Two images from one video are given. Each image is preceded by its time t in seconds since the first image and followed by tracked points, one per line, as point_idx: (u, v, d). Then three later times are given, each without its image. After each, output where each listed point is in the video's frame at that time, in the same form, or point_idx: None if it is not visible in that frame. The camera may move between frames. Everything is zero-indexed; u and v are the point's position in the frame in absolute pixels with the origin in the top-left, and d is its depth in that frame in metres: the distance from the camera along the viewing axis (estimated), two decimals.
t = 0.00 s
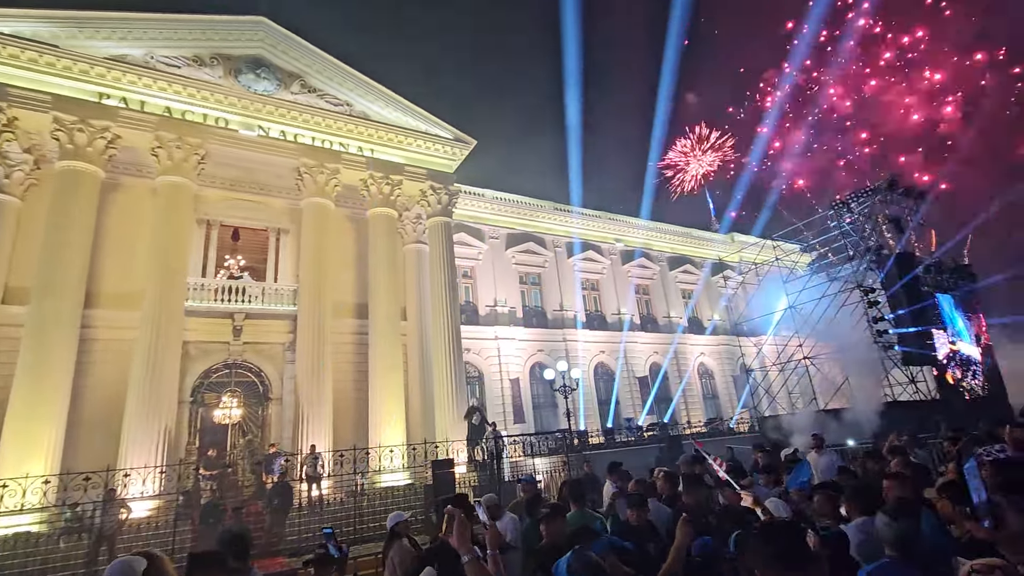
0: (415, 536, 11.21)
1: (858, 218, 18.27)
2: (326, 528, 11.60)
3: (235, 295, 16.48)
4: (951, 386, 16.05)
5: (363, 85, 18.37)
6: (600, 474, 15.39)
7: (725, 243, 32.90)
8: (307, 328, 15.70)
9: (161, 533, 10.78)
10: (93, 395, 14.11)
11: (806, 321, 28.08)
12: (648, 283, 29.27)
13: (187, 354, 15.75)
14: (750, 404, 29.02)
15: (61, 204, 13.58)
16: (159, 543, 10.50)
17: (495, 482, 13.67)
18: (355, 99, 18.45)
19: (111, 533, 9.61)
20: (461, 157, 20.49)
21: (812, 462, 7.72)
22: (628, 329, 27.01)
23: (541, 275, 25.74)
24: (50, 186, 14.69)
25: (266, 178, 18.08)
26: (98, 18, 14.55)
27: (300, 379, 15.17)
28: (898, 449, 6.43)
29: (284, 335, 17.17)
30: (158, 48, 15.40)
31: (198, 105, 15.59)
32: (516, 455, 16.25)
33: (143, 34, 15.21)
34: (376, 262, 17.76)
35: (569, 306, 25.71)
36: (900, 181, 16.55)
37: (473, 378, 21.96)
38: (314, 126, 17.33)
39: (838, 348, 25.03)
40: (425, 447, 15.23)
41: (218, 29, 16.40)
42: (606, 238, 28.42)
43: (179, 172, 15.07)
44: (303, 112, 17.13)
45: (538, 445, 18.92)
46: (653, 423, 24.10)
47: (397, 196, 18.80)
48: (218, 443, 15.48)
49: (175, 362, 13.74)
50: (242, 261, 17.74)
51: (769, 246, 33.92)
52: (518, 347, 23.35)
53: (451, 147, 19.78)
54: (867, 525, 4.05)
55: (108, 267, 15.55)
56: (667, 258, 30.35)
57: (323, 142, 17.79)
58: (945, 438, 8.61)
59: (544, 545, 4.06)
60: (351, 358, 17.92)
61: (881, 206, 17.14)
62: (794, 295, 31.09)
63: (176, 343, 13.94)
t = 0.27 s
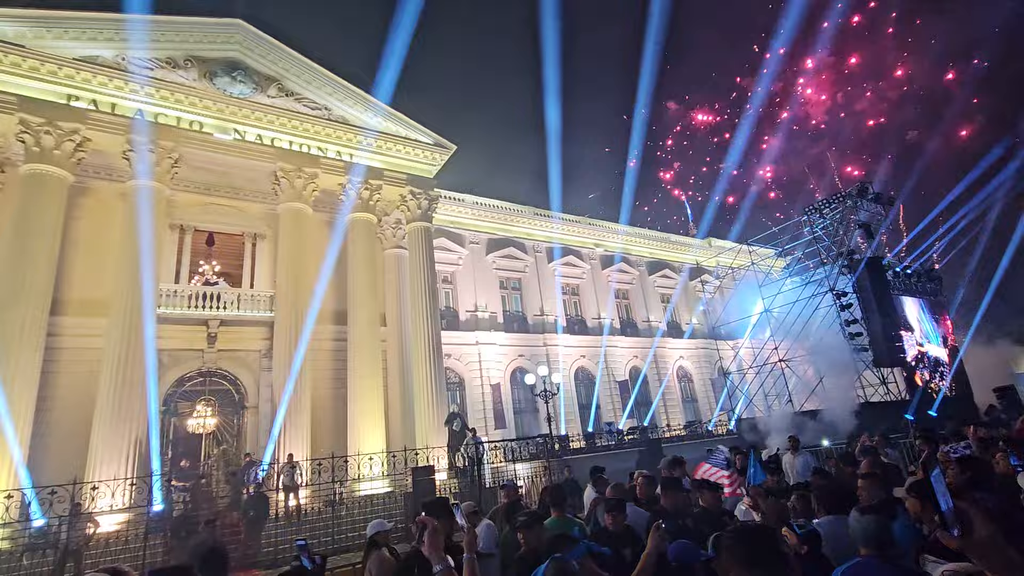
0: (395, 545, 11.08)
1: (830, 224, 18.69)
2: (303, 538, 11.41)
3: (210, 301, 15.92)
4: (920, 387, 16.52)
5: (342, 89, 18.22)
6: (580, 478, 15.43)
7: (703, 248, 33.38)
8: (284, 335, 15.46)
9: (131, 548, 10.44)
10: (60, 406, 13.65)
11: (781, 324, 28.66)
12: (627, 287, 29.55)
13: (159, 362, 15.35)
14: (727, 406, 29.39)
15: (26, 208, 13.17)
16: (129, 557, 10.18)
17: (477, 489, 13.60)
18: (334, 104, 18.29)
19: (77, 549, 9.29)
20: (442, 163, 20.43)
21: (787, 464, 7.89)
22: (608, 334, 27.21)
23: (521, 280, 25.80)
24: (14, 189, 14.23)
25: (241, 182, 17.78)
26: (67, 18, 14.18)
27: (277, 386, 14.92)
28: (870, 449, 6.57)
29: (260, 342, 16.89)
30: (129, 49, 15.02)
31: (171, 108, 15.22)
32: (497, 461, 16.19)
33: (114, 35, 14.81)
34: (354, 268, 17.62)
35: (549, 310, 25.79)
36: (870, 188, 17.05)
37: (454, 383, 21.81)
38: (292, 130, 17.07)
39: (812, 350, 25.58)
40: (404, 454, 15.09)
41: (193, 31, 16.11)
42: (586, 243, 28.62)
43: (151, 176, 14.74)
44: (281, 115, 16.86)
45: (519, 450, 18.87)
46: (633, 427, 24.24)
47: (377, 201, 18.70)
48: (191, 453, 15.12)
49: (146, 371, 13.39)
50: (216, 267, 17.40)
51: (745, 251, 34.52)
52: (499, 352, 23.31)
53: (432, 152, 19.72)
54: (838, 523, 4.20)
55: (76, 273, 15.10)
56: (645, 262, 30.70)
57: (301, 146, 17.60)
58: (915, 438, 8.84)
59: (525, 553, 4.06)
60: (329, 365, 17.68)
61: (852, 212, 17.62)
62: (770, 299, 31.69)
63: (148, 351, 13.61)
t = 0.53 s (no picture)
0: (369, 555, 10.87)
1: (797, 229, 19.17)
2: (275, 552, 11.12)
3: (177, 309, 15.52)
4: (883, 386, 17.05)
5: (314, 93, 17.97)
6: (557, 483, 15.44)
7: (676, 253, 33.90)
8: (255, 343, 15.11)
9: (92, 567, 10.02)
10: (16, 420, 13.06)
11: (752, 326, 29.26)
12: (601, 292, 29.80)
13: (123, 372, 14.83)
14: (701, 409, 29.79)
15: None
16: None
17: (453, 496, 13.48)
18: (305, 108, 18.02)
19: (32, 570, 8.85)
20: (416, 168, 20.31)
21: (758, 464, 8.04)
22: (583, 338, 27.37)
23: (497, 285, 25.80)
24: None
25: (210, 187, 17.35)
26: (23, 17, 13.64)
27: (248, 396, 14.56)
28: (836, 448, 6.73)
29: (230, 350, 16.48)
30: (90, 50, 14.56)
31: (134, 111, 14.85)
32: (474, 467, 16.09)
33: (74, 35, 14.35)
34: (327, 274, 17.37)
35: (525, 315, 25.84)
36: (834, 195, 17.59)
37: (429, 390, 21.60)
38: (261, 134, 16.86)
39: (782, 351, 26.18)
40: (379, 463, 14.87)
41: (157, 32, 15.72)
42: (560, 248, 28.79)
43: (114, 181, 14.29)
44: (250, 119, 16.61)
45: (495, 456, 18.78)
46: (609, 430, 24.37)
47: (350, 207, 18.50)
48: (157, 466, 14.61)
49: (109, 383, 12.90)
50: (183, 274, 16.94)
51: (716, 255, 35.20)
52: (475, 357, 23.22)
53: (405, 158, 19.58)
54: (803, 521, 4.30)
55: (33, 281, 14.49)
56: (620, 267, 31.02)
57: (271, 151, 17.29)
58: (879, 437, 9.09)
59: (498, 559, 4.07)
60: (302, 373, 17.33)
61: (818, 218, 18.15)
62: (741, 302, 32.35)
63: (110, 362, 13.13)
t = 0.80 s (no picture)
0: (342, 565, 10.68)
1: (765, 232, 19.63)
2: (245, 564, 10.83)
3: (141, 315, 15.03)
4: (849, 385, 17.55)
5: (285, 95, 17.70)
6: (533, 486, 15.43)
7: (649, 256, 34.35)
8: (224, 350, 14.73)
9: None
10: None
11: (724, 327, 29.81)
12: (577, 295, 29.98)
13: (84, 382, 14.28)
14: (675, 409, 30.14)
15: None
16: None
17: (429, 502, 13.34)
18: (275, 110, 17.72)
19: None
20: (390, 171, 20.16)
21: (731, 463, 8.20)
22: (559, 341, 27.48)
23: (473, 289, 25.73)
24: None
25: (176, 190, 16.87)
26: None
27: (216, 404, 14.17)
28: (803, 446, 6.89)
29: (198, 358, 16.04)
30: (47, 48, 14.02)
31: (95, 111, 14.37)
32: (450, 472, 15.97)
33: (30, 32, 13.80)
34: (299, 278, 17.07)
35: (501, 319, 25.83)
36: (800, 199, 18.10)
37: (405, 395, 21.34)
38: (230, 136, 16.47)
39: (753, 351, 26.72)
40: (353, 470, 14.63)
41: (119, 30, 15.28)
42: (535, 252, 28.89)
43: (74, 184, 13.83)
44: (218, 121, 16.22)
45: (472, 461, 18.68)
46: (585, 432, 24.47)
47: (322, 210, 18.22)
48: (120, 479, 14.09)
49: (68, 393, 12.41)
50: (149, 279, 16.44)
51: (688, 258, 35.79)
52: (451, 362, 23.08)
53: (379, 161, 19.41)
54: (774, 520, 4.37)
55: None
56: (594, 270, 31.28)
57: (240, 153, 16.92)
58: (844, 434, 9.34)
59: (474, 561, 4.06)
60: (273, 380, 16.95)
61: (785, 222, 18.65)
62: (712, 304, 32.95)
63: (70, 371, 12.62)
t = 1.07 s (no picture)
0: None
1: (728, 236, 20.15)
2: None
3: (93, 321, 14.42)
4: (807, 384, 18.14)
5: (247, 94, 17.26)
6: (503, 490, 15.41)
7: (617, 260, 34.81)
8: (183, 356, 14.22)
9: None
10: None
11: (690, 328, 30.46)
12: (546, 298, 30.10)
13: (30, 392, 13.52)
14: (642, 410, 30.55)
15: None
16: None
17: (398, 509, 13.16)
18: (237, 109, 17.25)
19: None
20: (357, 174, 19.88)
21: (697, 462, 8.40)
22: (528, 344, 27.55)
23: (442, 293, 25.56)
24: None
25: (132, 191, 16.21)
26: None
27: (175, 413, 13.64)
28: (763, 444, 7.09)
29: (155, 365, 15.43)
30: None
31: (44, 108, 13.68)
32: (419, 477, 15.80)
33: None
34: (263, 282, 16.61)
35: (470, 323, 25.76)
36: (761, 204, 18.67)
37: (373, 400, 21.00)
38: (189, 135, 15.94)
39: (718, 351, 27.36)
40: (318, 478, 14.31)
41: (70, 24, 14.62)
42: (505, 255, 28.91)
43: (21, 184, 13.26)
44: (176, 120, 15.69)
45: (441, 465, 18.51)
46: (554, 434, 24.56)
47: (287, 213, 17.80)
48: (70, 493, 13.41)
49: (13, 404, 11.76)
50: (102, 283, 15.75)
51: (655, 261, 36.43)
52: (420, 366, 22.85)
53: (346, 163, 19.12)
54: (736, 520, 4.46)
55: None
56: (564, 273, 31.50)
57: (201, 154, 16.38)
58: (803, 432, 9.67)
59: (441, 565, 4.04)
60: (235, 387, 16.46)
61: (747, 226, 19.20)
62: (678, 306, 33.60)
63: (15, 381, 11.93)
